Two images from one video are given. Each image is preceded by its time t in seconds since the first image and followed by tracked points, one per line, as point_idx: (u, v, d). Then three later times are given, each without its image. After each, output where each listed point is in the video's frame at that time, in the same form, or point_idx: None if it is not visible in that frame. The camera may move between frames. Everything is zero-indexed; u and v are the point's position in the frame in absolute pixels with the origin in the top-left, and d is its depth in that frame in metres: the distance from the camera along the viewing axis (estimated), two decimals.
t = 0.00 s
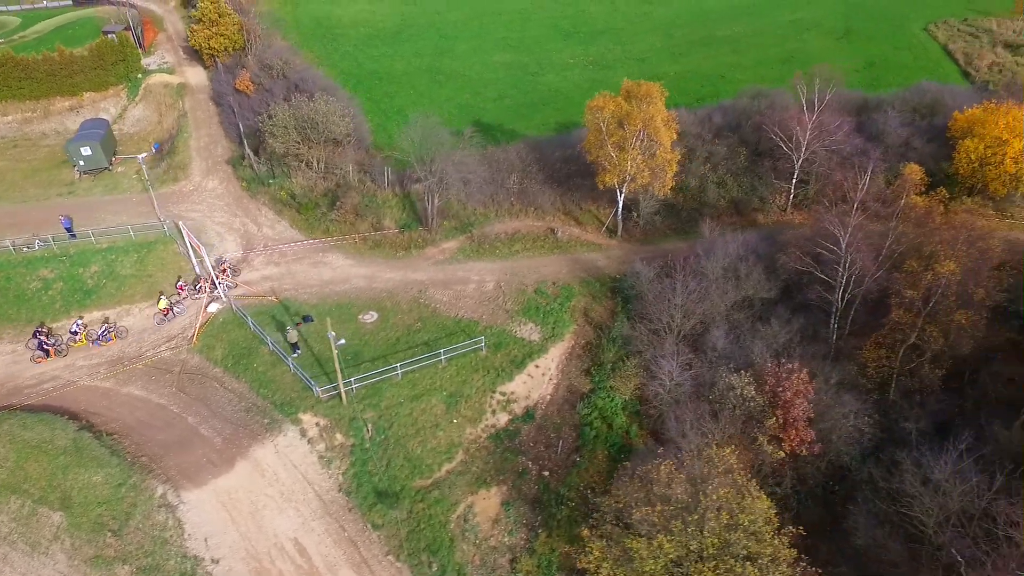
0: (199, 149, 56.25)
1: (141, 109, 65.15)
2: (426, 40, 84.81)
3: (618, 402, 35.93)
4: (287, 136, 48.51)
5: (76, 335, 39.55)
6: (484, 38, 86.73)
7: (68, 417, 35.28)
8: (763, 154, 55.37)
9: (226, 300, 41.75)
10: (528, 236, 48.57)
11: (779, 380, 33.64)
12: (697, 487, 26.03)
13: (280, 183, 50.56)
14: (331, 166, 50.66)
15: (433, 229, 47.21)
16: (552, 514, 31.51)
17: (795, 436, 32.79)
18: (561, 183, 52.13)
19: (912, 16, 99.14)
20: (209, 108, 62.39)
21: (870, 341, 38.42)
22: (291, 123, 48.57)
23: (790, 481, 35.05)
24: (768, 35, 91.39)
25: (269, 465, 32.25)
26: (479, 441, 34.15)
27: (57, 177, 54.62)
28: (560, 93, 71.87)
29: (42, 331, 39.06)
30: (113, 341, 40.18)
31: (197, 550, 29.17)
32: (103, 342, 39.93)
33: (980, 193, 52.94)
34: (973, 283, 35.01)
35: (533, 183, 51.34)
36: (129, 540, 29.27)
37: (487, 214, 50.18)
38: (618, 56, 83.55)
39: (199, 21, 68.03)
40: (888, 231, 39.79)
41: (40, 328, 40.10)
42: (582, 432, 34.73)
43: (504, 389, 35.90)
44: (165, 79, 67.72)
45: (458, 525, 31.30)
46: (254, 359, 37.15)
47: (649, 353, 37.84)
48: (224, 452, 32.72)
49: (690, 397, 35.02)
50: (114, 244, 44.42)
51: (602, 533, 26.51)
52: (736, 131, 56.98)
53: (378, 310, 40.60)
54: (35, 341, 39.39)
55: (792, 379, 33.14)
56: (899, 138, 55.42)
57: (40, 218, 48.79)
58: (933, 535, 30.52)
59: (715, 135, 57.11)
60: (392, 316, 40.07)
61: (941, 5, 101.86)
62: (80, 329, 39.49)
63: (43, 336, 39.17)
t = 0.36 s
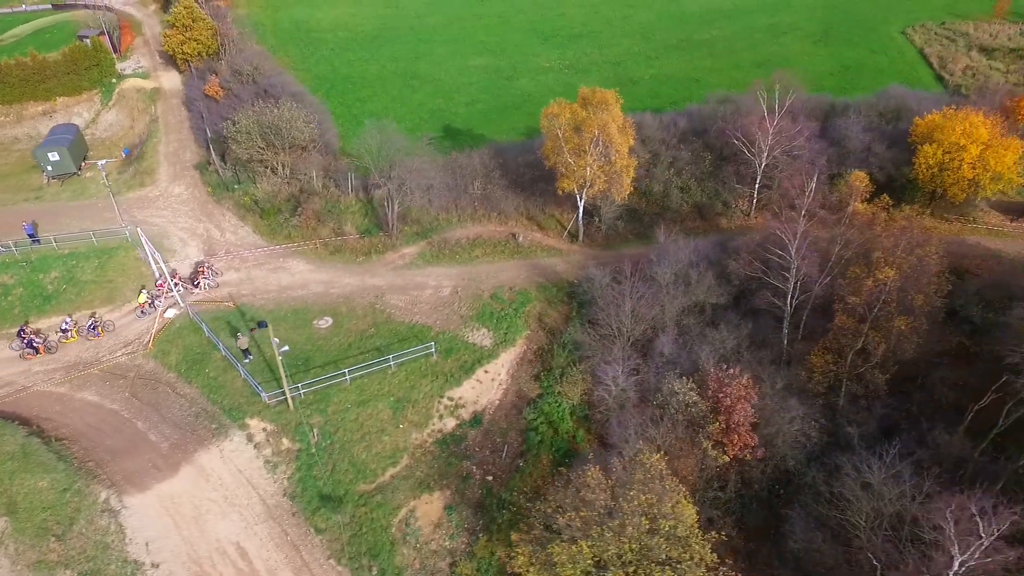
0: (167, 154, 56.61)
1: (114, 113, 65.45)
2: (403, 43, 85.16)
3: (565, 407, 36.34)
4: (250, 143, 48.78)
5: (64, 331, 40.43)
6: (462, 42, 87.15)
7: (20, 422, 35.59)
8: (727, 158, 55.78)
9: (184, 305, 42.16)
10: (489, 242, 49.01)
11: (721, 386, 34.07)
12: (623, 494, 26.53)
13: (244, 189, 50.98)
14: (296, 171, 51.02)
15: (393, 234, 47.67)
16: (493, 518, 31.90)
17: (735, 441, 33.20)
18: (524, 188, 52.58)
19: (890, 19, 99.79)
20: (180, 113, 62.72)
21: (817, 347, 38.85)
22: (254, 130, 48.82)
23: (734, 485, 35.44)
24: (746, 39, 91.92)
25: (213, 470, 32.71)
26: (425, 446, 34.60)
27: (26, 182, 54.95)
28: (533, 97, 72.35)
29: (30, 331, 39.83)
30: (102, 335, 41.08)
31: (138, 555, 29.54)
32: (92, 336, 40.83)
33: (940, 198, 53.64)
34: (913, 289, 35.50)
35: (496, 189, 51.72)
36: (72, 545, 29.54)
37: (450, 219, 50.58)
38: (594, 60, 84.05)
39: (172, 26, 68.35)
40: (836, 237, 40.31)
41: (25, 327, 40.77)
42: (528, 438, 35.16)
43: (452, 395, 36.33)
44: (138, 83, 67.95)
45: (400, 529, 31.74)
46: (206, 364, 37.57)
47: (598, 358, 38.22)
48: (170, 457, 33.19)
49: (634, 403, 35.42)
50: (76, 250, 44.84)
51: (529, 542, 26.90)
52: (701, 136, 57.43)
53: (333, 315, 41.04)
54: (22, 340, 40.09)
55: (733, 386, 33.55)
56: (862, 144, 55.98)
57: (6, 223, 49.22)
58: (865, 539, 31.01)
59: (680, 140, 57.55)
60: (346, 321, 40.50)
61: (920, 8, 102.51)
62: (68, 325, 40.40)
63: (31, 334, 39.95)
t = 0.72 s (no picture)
0: (135, 158, 56.90)
1: (86, 116, 65.70)
2: (381, 46, 85.49)
3: (513, 409, 36.65)
4: (214, 147, 49.12)
5: (49, 324, 41.21)
6: (440, 44, 87.47)
7: None
8: (692, 161, 56.15)
9: (142, 308, 42.45)
10: (451, 245, 49.37)
11: (665, 389, 34.63)
12: (551, 500, 26.91)
13: (209, 193, 51.31)
14: (260, 175, 51.33)
15: (354, 238, 48.07)
16: (435, 520, 32.14)
17: (679, 443, 33.92)
18: (488, 192, 52.94)
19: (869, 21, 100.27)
20: (151, 116, 62.91)
21: (766, 349, 39.30)
22: (217, 133, 49.04)
23: (680, 486, 35.72)
24: (723, 42, 92.35)
25: (158, 473, 33.01)
26: (372, 448, 34.94)
27: None
28: (506, 100, 72.75)
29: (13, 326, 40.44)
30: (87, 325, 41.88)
31: (78, 558, 29.77)
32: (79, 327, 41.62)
33: (902, 201, 54.07)
34: (854, 292, 36.23)
35: (460, 192, 52.07)
36: (13, 548, 29.80)
37: (412, 222, 50.94)
38: (571, 62, 84.40)
39: (145, 29, 68.49)
40: (786, 240, 40.72)
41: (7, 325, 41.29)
42: (474, 440, 35.49)
43: (401, 397, 36.76)
44: (111, 86, 68.13)
45: (342, 530, 32.02)
46: (158, 367, 37.97)
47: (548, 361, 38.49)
48: (116, 460, 33.51)
49: (579, 405, 35.90)
50: (37, 254, 45.43)
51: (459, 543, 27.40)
52: (667, 139, 57.80)
53: (288, 319, 41.42)
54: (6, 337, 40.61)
55: (677, 389, 34.21)
56: (825, 146, 56.42)
57: None
58: (804, 539, 31.25)
59: (646, 144, 57.97)
60: (301, 325, 40.92)
61: (899, 10, 103.02)
62: (53, 316, 41.16)
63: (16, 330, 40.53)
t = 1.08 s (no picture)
0: (103, 160, 57.03)
1: (58, 118, 65.79)
2: (358, 47, 85.70)
3: (462, 410, 36.91)
4: (177, 148, 49.10)
5: (32, 316, 41.94)
6: (418, 45, 87.69)
7: None
8: (658, 162, 56.39)
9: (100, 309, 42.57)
10: (413, 246, 49.62)
11: (611, 390, 34.73)
12: (482, 500, 27.17)
13: (173, 195, 51.54)
14: (224, 176, 51.37)
15: (315, 239, 48.36)
16: (379, 520, 32.31)
17: (625, 444, 34.11)
18: (452, 193, 53.24)
19: (848, 22, 100.64)
20: (122, 118, 63.04)
21: (717, 350, 39.62)
22: (180, 135, 49.14)
23: (628, 486, 35.96)
24: (701, 43, 92.67)
25: (104, 474, 33.24)
26: (320, 448, 35.19)
27: None
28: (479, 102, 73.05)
29: None
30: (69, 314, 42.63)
31: (19, 559, 29.92)
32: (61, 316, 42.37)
33: (865, 202, 54.32)
34: (800, 293, 36.56)
35: (424, 194, 52.35)
36: None
37: (376, 223, 51.20)
38: (548, 63, 84.64)
39: (118, 31, 68.54)
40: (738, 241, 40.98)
41: None
42: (422, 441, 35.78)
43: (351, 398, 37.10)
44: (84, 88, 68.15)
45: (286, 530, 32.16)
46: (111, 368, 38.26)
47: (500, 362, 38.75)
48: (62, 461, 33.76)
49: (527, 406, 36.21)
50: None
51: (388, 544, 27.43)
52: (633, 141, 58.06)
53: (244, 320, 41.63)
54: None
55: (621, 391, 34.32)
56: (789, 148, 56.75)
57: None
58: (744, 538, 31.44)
59: (613, 145, 58.27)
60: (257, 326, 41.16)
61: (878, 12, 103.44)
62: (36, 308, 41.99)
63: None
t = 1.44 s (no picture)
0: (71, 161, 57.17)
1: (29, 119, 65.83)
2: (336, 48, 85.86)
3: (414, 410, 37.17)
4: (143, 149, 49.55)
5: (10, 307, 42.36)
6: (396, 46, 87.84)
7: None
8: (624, 162, 56.63)
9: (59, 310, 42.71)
10: (377, 247, 49.92)
11: (560, 390, 34.89)
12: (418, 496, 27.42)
13: (139, 196, 51.73)
14: (189, 177, 51.63)
15: (277, 240, 48.65)
16: (325, 520, 32.42)
17: (573, 444, 34.17)
18: (417, 194, 53.55)
19: (827, 23, 101.05)
20: (93, 120, 63.20)
21: (669, 350, 39.93)
22: (145, 137, 49.45)
23: (579, 486, 35.94)
24: (680, 44, 93.02)
25: (52, 474, 33.47)
26: (270, 448, 35.45)
27: None
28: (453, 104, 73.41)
29: None
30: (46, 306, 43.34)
31: None
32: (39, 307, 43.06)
33: (830, 202, 54.66)
34: (748, 293, 36.98)
35: (389, 195, 52.63)
36: None
37: (340, 224, 51.49)
38: (525, 64, 84.86)
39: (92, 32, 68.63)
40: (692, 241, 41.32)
41: None
42: (373, 440, 36.04)
43: (303, 398, 37.46)
44: (57, 89, 68.22)
45: (233, 529, 32.28)
46: (66, 368, 38.55)
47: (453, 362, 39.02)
48: (11, 462, 33.97)
49: (477, 406, 36.47)
50: None
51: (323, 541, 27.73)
52: (600, 142, 58.41)
53: (202, 321, 41.83)
54: None
55: (569, 391, 34.47)
56: (754, 149, 57.16)
57: None
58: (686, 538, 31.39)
59: (580, 146, 58.61)
60: (214, 326, 41.41)
61: (857, 13, 103.82)
62: (14, 298, 42.44)
63: None
